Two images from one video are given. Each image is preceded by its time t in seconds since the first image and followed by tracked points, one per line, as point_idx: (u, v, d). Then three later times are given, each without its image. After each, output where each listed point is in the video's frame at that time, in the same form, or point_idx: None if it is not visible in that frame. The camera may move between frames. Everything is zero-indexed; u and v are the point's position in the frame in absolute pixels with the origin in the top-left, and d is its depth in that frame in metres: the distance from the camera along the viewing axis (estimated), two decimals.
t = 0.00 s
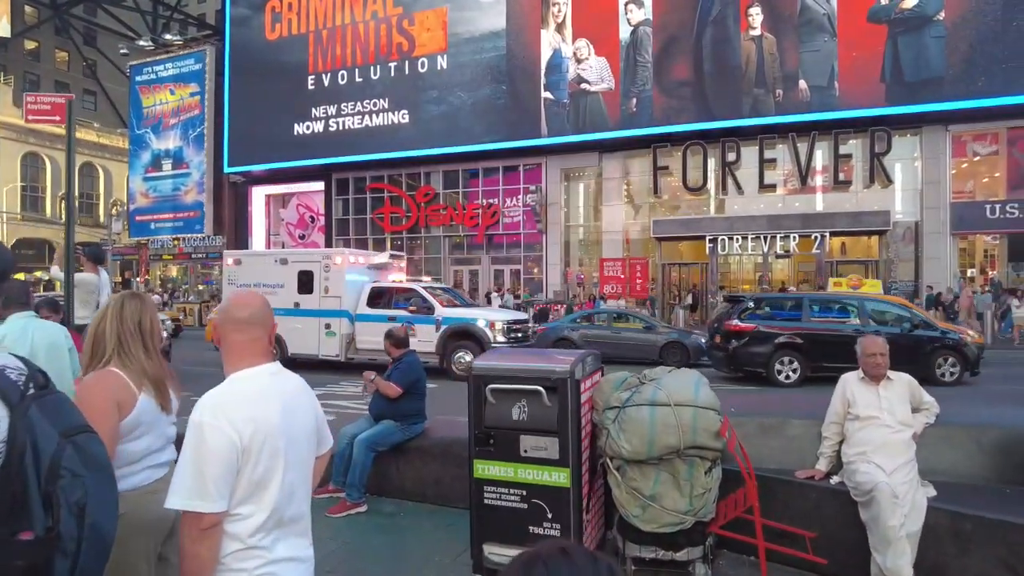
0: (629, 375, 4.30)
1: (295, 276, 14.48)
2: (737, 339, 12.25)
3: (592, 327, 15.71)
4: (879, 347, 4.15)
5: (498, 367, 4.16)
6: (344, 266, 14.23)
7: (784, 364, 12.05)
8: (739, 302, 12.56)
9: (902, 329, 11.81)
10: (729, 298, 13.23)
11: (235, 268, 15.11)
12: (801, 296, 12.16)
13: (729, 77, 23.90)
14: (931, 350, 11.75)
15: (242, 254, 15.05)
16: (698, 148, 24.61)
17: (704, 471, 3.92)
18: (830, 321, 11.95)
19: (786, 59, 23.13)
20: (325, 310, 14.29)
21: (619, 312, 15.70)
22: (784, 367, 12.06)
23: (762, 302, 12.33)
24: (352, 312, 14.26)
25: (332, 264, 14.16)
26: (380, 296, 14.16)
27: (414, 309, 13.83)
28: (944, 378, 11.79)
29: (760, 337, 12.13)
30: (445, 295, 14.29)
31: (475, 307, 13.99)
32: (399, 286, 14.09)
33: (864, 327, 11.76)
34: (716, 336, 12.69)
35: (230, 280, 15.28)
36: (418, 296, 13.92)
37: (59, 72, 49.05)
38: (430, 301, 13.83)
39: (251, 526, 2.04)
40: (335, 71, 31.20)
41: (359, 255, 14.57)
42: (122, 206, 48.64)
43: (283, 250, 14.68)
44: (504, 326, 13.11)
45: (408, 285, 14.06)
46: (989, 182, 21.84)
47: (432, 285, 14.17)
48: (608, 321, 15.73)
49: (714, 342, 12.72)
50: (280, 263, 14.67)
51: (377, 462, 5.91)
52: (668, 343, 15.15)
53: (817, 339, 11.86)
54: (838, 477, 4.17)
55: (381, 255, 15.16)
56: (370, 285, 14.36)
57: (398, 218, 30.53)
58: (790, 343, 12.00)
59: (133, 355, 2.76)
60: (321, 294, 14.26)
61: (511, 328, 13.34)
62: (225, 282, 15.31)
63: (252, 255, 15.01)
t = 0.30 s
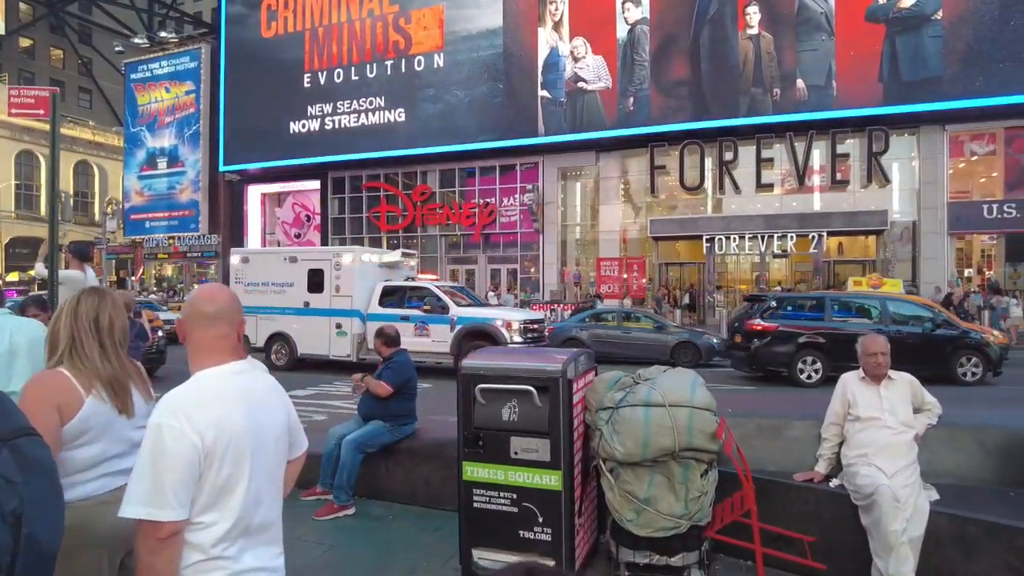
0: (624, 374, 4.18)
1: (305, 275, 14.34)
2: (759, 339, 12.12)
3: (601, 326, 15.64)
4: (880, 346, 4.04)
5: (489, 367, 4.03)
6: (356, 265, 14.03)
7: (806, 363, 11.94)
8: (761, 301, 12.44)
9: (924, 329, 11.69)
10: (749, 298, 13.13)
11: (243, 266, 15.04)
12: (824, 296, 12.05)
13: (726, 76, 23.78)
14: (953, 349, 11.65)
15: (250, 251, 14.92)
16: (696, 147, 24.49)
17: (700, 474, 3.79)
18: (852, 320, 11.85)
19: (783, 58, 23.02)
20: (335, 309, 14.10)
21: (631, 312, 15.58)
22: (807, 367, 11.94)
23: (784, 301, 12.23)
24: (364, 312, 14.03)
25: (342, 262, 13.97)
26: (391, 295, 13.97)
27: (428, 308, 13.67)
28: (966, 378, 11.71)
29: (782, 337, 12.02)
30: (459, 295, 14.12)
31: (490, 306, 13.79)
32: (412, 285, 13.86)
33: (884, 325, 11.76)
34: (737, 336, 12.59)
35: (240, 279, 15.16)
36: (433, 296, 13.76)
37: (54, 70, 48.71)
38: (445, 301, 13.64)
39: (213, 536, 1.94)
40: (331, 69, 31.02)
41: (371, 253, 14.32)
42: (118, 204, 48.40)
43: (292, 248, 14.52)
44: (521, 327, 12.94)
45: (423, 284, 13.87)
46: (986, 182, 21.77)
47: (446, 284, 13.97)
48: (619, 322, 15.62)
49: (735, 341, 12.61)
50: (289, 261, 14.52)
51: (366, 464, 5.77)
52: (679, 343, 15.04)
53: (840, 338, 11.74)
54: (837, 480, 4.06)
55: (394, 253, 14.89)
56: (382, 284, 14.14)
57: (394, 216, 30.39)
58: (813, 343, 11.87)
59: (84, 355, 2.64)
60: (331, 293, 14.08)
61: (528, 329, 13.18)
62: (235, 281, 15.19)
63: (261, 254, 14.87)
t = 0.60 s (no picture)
0: (606, 376, 4.07)
1: (314, 275, 13.86)
2: (778, 341, 12.04)
3: (604, 327, 15.55)
4: (870, 346, 3.94)
5: (468, 369, 3.92)
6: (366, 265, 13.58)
7: (826, 363, 11.78)
8: (780, 301, 12.39)
9: (945, 328, 11.56)
10: (768, 298, 13.05)
11: (249, 267, 14.52)
12: (843, 295, 11.96)
13: (723, 75, 23.69)
14: (974, 349, 11.54)
15: (256, 251, 14.40)
16: (691, 146, 24.38)
17: (684, 478, 3.68)
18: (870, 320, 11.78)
19: (779, 58, 22.96)
20: (346, 310, 13.66)
21: (634, 312, 15.50)
22: (827, 367, 11.79)
23: (803, 301, 12.14)
24: (375, 313, 13.64)
25: (353, 262, 13.55)
26: (404, 296, 13.61)
27: (442, 309, 13.23)
28: (986, 377, 11.65)
29: (802, 336, 11.90)
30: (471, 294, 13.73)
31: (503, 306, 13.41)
32: (425, 286, 13.49)
33: (904, 325, 11.62)
34: (756, 336, 12.52)
35: (247, 280, 14.65)
36: (446, 296, 13.31)
37: (50, 71, 48.47)
38: (458, 301, 13.19)
39: (150, 549, 1.84)
40: (326, 69, 30.88)
41: (382, 252, 13.87)
42: (113, 206, 48.23)
43: (300, 248, 14.04)
44: (538, 327, 12.50)
45: (436, 285, 13.46)
46: (982, 181, 21.69)
47: (461, 285, 13.56)
48: (622, 322, 15.50)
49: (754, 341, 12.55)
50: (298, 261, 14.04)
51: (349, 468, 5.65)
52: (684, 343, 14.97)
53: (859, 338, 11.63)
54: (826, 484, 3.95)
55: (404, 252, 14.41)
56: (394, 285, 13.75)
57: (390, 217, 30.24)
58: (834, 342, 11.71)
59: (26, 361, 2.54)
60: (341, 293, 13.65)
61: (544, 329, 12.72)
62: (241, 281, 14.67)
63: (268, 253, 14.37)
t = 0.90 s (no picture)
0: (590, 377, 4.00)
1: (326, 276, 13.46)
2: (799, 341, 11.80)
3: (606, 327, 15.47)
4: (859, 346, 3.87)
5: (448, 371, 3.85)
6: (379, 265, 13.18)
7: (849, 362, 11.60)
8: (799, 301, 12.21)
9: (964, 328, 11.55)
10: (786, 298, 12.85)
11: (260, 266, 14.15)
12: (863, 295, 11.90)
13: (719, 75, 23.65)
14: (996, 349, 11.46)
15: (267, 251, 14.03)
16: (688, 146, 24.32)
17: (667, 481, 3.61)
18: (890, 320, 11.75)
19: (775, 57, 22.90)
20: (358, 311, 13.25)
21: (634, 312, 15.44)
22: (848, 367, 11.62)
23: (824, 300, 11.99)
24: (388, 313, 13.17)
25: (366, 262, 13.13)
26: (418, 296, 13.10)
27: (457, 310, 12.69)
28: (1008, 377, 11.49)
29: (824, 336, 11.65)
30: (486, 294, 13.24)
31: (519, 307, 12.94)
32: (439, 285, 12.94)
33: (924, 325, 11.61)
34: (775, 336, 12.28)
35: (258, 280, 14.26)
36: (461, 296, 12.79)
37: (47, 73, 48.35)
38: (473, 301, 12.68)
39: (97, 558, 1.78)
40: (323, 70, 30.81)
41: (395, 252, 13.47)
42: (111, 207, 48.11)
43: (313, 247, 13.68)
44: (556, 328, 12.06)
45: (452, 285, 12.93)
46: (979, 180, 21.61)
47: (478, 286, 13.04)
48: (623, 323, 15.44)
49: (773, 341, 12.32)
50: (309, 261, 13.68)
51: (334, 470, 5.58)
52: (686, 344, 14.91)
53: (878, 338, 11.62)
54: (814, 486, 3.88)
55: (418, 252, 14.00)
56: (407, 285, 13.26)
57: (387, 217, 30.12)
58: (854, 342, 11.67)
59: None
60: (354, 294, 13.24)
61: (563, 330, 12.28)
62: (251, 282, 14.28)
63: (278, 253, 13.97)
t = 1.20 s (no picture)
0: (584, 380, 4.01)
1: (342, 278, 13.22)
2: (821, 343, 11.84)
3: (608, 329, 15.48)
4: (852, 349, 3.89)
5: (442, 374, 3.86)
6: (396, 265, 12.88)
7: (868, 364, 11.78)
8: (819, 303, 12.31)
9: (987, 330, 11.50)
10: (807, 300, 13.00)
11: (275, 268, 13.91)
12: (884, 297, 11.97)
13: (718, 76, 23.67)
14: (1019, 351, 11.36)
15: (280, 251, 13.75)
16: (687, 147, 24.35)
17: (661, 483, 3.63)
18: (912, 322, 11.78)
19: (774, 59, 22.93)
20: (375, 313, 12.97)
21: (637, 313, 15.46)
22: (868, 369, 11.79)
23: (844, 302, 12.12)
24: (405, 315, 12.92)
25: (382, 264, 12.88)
26: (436, 298, 12.85)
27: (476, 312, 12.61)
28: None
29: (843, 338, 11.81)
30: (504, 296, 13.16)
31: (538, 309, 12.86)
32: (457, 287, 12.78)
33: (945, 327, 11.62)
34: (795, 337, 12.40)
35: (273, 282, 14.01)
36: (481, 299, 12.70)
37: (47, 73, 48.37)
38: (493, 304, 12.62)
39: (89, 562, 1.79)
40: (322, 71, 30.83)
41: (412, 252, 13.23)
42: (111, 208, 48.13)
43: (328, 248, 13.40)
44: (578, 330, 12.07)
45: (471, 287, 12.81)
46: (978, 182, 21.59)
47: (498, 289, 12.97)
48: (626, 325, 15.45)
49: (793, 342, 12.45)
50: (325, 263, 13.42)
51: (330, 472, 5.59)
52: (690, 345, 14.94)
53: (900, 339, 11.64)
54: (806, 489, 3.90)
55: (435, 253, 13.79)
56: (424, 287, 13.03)
57: (386, 218, 30.15)
58: (875, 344, 11.74)
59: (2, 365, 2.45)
60: (371, 296, 12.97)
61: (584, 332, 12.27)
62: (266, 284, 14.04)
63: (293, 254, 13.70)
